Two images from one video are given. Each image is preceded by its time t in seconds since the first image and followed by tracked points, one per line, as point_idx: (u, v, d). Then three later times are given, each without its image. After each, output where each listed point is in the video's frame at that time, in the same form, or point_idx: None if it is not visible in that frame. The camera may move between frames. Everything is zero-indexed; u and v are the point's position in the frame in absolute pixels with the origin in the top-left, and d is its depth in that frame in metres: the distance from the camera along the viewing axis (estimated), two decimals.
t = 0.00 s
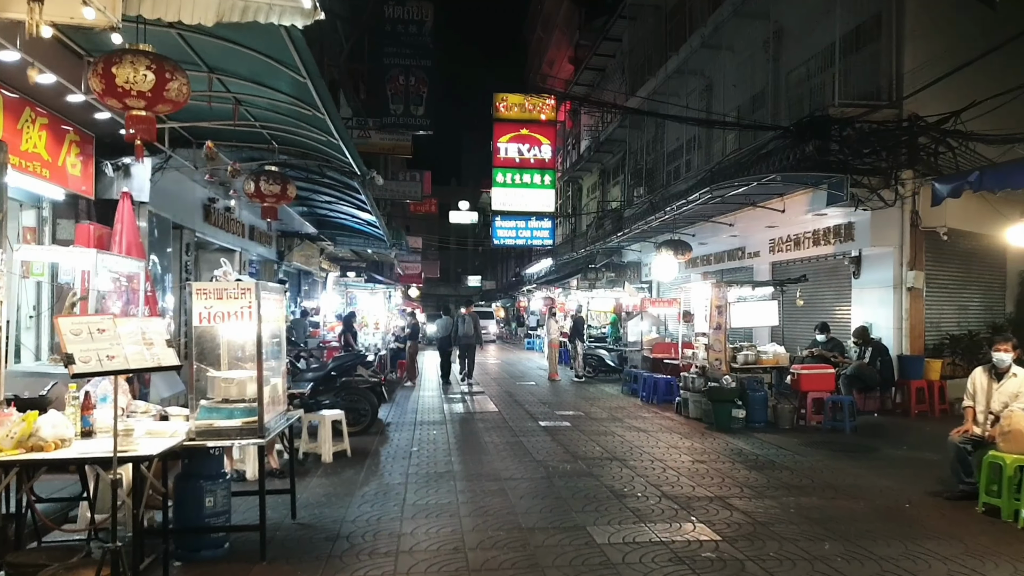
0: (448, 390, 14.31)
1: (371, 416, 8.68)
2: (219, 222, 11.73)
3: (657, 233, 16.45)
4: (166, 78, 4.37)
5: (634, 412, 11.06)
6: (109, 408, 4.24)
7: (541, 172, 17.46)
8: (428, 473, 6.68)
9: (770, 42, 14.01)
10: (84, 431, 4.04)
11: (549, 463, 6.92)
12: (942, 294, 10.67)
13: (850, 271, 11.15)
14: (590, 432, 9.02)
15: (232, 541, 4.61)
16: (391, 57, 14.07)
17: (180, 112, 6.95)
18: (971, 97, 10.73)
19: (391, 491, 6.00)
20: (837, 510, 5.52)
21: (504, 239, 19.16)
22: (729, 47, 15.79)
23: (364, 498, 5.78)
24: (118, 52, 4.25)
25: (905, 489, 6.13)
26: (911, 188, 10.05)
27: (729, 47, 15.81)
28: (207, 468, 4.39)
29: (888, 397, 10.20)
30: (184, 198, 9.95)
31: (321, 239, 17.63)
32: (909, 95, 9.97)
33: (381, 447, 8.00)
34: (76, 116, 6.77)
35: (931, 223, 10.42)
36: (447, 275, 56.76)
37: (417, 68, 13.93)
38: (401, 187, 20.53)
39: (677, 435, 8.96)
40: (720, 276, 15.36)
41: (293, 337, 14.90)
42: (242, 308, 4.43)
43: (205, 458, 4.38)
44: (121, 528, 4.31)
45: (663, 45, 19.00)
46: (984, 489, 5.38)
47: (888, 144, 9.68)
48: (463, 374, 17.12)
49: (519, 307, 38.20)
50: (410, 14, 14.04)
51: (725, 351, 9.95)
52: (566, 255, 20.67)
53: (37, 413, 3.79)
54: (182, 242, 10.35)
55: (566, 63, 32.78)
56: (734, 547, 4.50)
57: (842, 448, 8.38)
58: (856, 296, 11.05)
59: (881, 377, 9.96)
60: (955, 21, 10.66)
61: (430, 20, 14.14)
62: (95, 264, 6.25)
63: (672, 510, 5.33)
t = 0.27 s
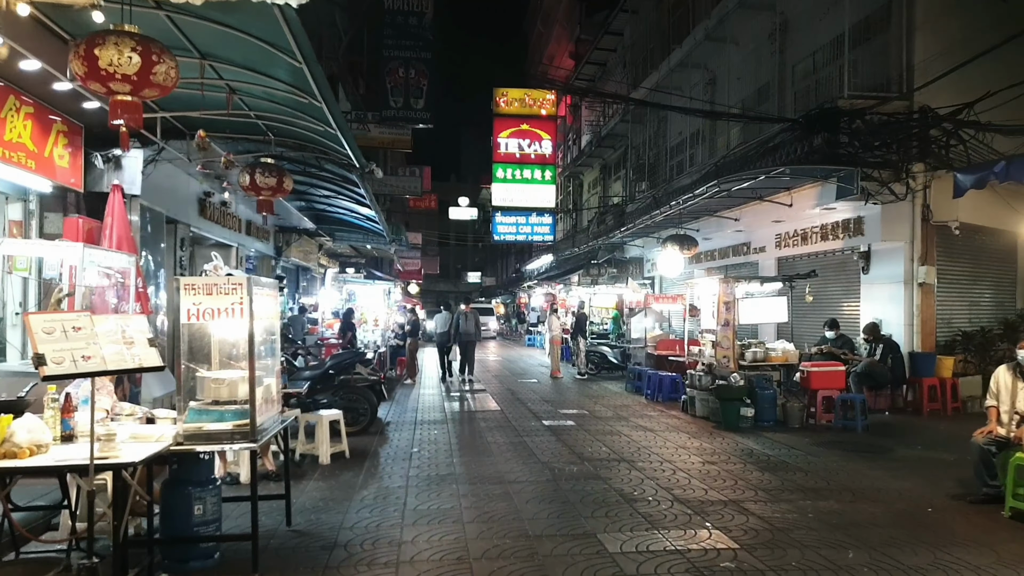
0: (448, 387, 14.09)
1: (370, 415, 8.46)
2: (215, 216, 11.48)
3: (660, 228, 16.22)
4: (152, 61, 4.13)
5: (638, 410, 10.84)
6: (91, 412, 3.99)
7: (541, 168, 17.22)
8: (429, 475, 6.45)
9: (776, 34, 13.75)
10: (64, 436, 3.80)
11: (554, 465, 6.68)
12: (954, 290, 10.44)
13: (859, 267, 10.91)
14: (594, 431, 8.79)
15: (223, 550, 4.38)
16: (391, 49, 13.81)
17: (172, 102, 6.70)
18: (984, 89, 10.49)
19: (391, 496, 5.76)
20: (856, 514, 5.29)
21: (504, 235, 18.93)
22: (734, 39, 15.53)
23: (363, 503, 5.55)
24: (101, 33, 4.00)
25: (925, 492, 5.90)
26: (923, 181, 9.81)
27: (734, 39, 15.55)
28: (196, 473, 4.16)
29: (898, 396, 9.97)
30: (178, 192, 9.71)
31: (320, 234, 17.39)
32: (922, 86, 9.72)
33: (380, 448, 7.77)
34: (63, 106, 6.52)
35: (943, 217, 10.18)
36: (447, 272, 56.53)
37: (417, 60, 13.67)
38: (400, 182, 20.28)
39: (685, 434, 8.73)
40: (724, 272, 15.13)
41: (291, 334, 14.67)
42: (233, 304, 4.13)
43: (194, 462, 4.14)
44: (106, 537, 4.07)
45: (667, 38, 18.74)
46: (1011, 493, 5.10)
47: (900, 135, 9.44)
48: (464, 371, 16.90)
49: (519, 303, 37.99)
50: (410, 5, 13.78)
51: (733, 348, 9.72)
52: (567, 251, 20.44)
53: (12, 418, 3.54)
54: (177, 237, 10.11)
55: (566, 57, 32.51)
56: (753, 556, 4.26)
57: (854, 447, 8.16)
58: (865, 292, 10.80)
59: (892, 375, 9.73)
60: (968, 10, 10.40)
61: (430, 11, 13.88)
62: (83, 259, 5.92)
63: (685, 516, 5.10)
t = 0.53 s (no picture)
0: (448, 386, 13.86)
1: (367, 416, 8.21)
2: (210, 211, 11.23)
3: (663, 225, 15.97)
4: (131, 42, 3.89)
5: (642, 410, 10.60)
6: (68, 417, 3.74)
7: (542, 164, 16.96)
8: (429, 479, 6.20)
9: (782, 26, 13.51)
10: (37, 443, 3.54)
11: (557, 469, 6.44)
12: (966, 288, 10.19)
13: (868, 263, 10.65)
14: (598, 433, 8.55)
15: (210, 563, 4.13)
16: (390, 41, 13.56)
17: (161, 90, 6.45)
18: (997, 81, 10.24)
19: (388, 502, 5.52)
20: (876, 522, 5.04)
21: (504, 231, 18.69)
22: (739, 32, 15.28)
23: (359, 510, 5.30)
24: (76, 11, 3.77)
25: (946, 499, 5.66)
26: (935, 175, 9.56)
27: (739, 32, 15.29)
28: (180, 481, 3.90)
29: (909, 396, 9.73)
30: (171, 186, 9.45)
31: (318, 230, 17.14)
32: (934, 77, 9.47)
33: (378, 450, 7.52)
34: (47, 94, 6.26)
35: (956, 212, 9.92)
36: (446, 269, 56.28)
37: (416, 52, 13.42)
38: (399, 178, 20.04)
39: (691, 436, 8.49)
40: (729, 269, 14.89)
41: (288, 331, 14.44)
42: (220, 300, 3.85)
43: (177, 470, 3.90)
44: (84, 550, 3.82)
45: (670, 31, 18.48)
46: None
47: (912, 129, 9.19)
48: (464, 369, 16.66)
49: (519, 301, 37.75)
50: None
51: (740, 347, 9.47)
52: (568, 248, 20.19)
53: None
54: (169, 233, 9.85)
55: (566, 53, 32.24)
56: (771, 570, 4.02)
57: (866, 449, 7.93)
58: (874, 289, 10.55)
59: (903, 375, 9.49)
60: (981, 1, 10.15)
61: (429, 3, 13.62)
62: (67, 255, 5.68)
63: (696, 525, 4.85)
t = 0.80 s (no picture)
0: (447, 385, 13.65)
1: (365, 417, 8.01)
2: (205, 207, 11.01)
3: (666, 221, 15.76)
4: (113, 26, 3.66)
5: (646, 410, 10.39)
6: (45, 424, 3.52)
7: (542, 161, 16.71)
8: (429, 484, 5.99)
9: (787, 20, 13.28)
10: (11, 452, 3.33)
11: (561, 474, 6.22)
12: (976, 285, 9.98)
13: (876, 261, 10.44)
14: (601, 434, 8.34)
15: None
16: (389, 35, 13.34)
17: (149, 81, 6.23)
18: (1007, 75, 10.03)
19: (386, 509, 5.31)
20: (895, 530, 4.84)
21: (504, 229, 18.48)
22: (743, 26, 15.06)
23: (356, 517, 5.09)
24: None
25: (965, 504, 5.46)
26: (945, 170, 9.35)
27: (743, 26, 15.07)
28: (166, 490, 3.68)
29: (920, 396, 9.52)
30: (164, 181, 9.23)
31: (316, 227, 16.92)
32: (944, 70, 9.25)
33: (375, 453, 7.30)
34: (32, 85, 6.04)
35: (967, 208, 9.70)
36: (446, 267, 56.10)
37: (415, 46, 13.20)
38: (398, 174, 19.83)
39: (697, 437, 8.28)
40: (732, 266, 14.68)
41: (285, 330, 14.23)
42: (207, 300, 3.64)
43: (162, 479, 3.68)
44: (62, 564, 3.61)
45: (672, 26, 18.26)
46: None
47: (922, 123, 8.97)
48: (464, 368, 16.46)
49: (520, 299, 37.55)
50: None
51: (747, 346, 9.26)
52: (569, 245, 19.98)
53: None
54: (163, 229, 9.64)
55: (567, 49, 32.02)
56: None
57: (878, 451, 7.72)
58: (883, 287, 10.33)
59: (913, 374, 9.28)
60: None
61: None
62: (50, 250, 5.50)
63: (708, 534, 4.64)
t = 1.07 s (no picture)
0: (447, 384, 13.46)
1: (364, 417, 7.82)
2: (201, 203, 10.81)
3: (669, 218, 15.57)
4: (96, 4, 3.47)
5: (650, 409, 10.20)
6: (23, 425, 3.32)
7: (543, 158, 16.55)
8: (429, 487, 5.80)
9: (792, 13, 13.09)
10: None
11: (566, 475, 6.03)
12: (987, 281, 9.78)
13: (884, 256, 10.24)
14: (605, 434, 8.14)
15: None
16: (387, 28, 13.13)
17: (141, 70, 6.04)
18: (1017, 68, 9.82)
19: (385, 513, 5.12)
20: (914, 534, 4.65)
21: (504, 226, 18.29)
22: (747, 20, 14.86)
23: (354, 521, 4.90)
24: None
25: (984, 507, 5.27)
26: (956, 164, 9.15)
27: (746, 19, 14.87)
28: (153, 495, 3.49)
29: (930, 394, 9.33)
30: (157, 176, 9.03)
31: (315, 224, 16.73)
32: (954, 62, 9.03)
33: (375, 453, 7.10)
34: (19, 73, 5.84)
35: (979, 203, 9.50)
36: (445, 265, 55.91)
37: (415, 40, 13.00)
38: (398, 171, 19.63)
39: (704, 437, 8.10)
40: (736, 263, 14.49)
41: (283, 328, 14.04)
42: (196, 293, 3.46)
43: (150, 483, 3.49)
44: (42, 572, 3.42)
45: (674, 21, 18.06)
46: None
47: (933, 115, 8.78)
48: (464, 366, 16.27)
49: (520, 297, 37.35)
50: None
51: (754, 344, 9.07)
52: (570, 242, 19.78)
53: None
54: (158, 225, 9.44)
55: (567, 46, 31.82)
56: None
57: (890, 450, 7.53)
58: (891, 283, 10.11)
59: (924, 372, 9.08)
60: None
61: None
62: (36, 243, 5.34)
63: (721, 539, 4.45)
